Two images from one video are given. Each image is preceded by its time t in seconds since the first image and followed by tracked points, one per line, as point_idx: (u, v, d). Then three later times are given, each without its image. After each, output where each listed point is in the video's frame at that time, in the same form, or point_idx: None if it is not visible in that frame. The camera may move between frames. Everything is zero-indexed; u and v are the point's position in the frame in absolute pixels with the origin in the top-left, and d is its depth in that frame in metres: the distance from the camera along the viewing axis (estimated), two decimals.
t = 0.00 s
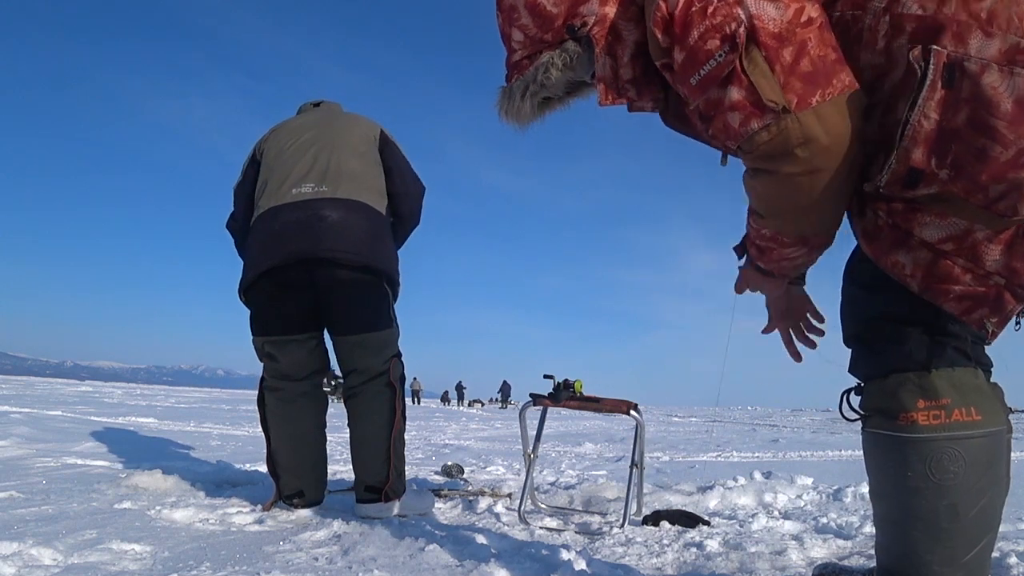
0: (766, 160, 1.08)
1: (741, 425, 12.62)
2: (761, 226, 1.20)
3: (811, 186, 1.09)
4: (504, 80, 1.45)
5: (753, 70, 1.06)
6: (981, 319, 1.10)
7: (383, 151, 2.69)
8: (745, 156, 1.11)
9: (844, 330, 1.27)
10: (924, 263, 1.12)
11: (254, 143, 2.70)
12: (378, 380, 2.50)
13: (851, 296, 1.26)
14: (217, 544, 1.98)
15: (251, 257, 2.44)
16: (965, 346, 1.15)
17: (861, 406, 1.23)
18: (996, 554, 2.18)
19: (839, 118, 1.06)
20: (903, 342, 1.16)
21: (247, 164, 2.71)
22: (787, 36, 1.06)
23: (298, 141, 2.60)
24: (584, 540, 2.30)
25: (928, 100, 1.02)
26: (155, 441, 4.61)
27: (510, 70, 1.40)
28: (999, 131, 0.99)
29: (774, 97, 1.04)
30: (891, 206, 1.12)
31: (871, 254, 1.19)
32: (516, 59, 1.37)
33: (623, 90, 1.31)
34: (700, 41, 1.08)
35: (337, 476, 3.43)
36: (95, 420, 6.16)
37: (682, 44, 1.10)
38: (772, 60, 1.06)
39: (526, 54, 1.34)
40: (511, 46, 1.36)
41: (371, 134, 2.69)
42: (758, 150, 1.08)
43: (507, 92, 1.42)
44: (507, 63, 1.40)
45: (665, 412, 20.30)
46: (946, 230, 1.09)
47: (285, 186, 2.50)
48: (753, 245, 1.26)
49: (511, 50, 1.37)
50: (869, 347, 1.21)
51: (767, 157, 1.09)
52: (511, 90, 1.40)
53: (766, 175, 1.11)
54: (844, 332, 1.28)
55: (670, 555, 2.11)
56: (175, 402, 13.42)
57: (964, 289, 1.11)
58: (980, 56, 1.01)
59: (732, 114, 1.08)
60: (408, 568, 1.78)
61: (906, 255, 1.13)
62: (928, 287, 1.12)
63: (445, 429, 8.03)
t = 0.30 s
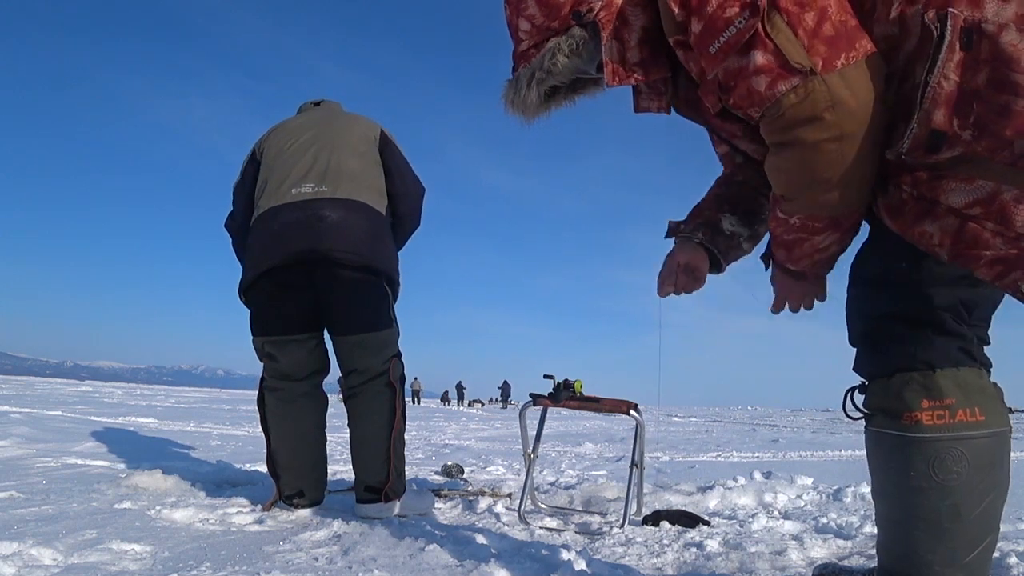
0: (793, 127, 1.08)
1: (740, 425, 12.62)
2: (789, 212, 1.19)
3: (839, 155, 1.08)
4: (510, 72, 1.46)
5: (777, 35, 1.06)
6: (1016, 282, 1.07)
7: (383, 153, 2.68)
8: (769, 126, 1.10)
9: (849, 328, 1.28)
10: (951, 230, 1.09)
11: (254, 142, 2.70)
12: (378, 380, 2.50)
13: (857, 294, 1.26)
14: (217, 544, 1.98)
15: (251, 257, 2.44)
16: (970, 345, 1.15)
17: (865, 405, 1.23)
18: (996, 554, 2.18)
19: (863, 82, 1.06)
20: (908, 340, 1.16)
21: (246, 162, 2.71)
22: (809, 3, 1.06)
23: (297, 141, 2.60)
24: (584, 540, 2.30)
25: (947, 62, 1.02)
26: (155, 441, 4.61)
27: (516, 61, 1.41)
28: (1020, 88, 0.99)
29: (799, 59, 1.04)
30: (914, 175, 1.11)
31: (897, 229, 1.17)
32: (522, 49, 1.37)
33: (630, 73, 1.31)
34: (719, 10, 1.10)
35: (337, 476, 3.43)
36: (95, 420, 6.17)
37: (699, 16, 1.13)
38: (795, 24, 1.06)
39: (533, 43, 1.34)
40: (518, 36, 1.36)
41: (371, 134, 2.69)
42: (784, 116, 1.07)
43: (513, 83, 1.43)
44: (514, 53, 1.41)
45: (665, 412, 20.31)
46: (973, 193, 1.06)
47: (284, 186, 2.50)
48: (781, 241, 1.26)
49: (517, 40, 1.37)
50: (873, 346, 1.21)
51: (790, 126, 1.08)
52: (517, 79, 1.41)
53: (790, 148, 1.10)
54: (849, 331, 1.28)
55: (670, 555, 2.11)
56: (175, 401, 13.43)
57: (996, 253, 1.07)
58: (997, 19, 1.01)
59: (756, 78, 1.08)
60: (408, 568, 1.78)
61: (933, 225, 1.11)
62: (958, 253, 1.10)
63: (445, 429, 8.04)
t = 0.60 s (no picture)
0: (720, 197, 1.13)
1: (740, 425, 12.63)
2: (692, 283, 1.21)
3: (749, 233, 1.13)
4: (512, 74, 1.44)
5: (726, 114, 1.09)
6: (950, 344, 1.10)
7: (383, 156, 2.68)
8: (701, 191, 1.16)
9: (842, 331, 1.28)
10: (898, 284, 1.14)
11: (256, 133, 2.69)
12: (377, 380, 2.50)
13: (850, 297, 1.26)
14: (217, 544, 1.98)
15: (251, 258, 2.44)
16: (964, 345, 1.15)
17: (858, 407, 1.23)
18: (996, 554, 2.18)
19: (788, 175, 1.12)
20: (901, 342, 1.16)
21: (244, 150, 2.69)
22: (768, 87, 1.08)
23: (296, 141, 2.59)
24: (584, 540, 2.30)
25: (904, 129, 1.07)
26: (155, 442, 4.61)
27: (517, 69, 1.39)
28: (971, 161, 1.04)
29: (738, 142, 1.08)
30: (867, 229, 1.16)
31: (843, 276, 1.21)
32: (522, 60, 1.37)
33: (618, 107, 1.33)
34: (687, 73, 1.11)
35: (337, 476, 3.43)
36: (95, 420, 6.17)
37: (670, 71, 1.14)
38: (748, 106, 1.09)
39: (532, 57, 1.35)
40: (517, 45, 1.37)
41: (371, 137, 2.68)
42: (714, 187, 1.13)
43: (513, 91, 1.41)
44: (514, 61, 1.39)
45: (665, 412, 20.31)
46: (921, 252, 1.11)
47: (286, 187, 2.50)
48: (677, 318, 1.25)
49: (516, 49, 1.38)
50: (867, 347, 1.21)
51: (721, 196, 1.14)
52: (518, 90, 1.39)
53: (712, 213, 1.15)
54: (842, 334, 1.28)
55: (670, 555, 2.11)
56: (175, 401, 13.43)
57: (935, 312, 1.11)
58: (960, 86, 1.04)
59: (697, 149, 1.12)
60: (408, 568, 1.78)
61: (881, 276, 1.15)
62: (900, 307, 1.13)
63: (445, 429, 8.03)
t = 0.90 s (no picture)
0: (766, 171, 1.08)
1: (741, 425, 12.65)
2: (751, 241, 1.19)
3: (804, 202, 1.08)
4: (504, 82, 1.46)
5: (753, 84, 1.06)
6: (974, 335, 1.10)
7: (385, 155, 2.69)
8: (744, 168, 1.10)
9: (845, 330, 1.27)
10: (918, 278, 1.11)
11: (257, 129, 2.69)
12: (378, 380, 2.50)
13: (853, 297, 1.26)
14: (217, 544, 1.99)
15: (251, 259, 2.44)
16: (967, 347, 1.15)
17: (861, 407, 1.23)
18: (995, 554, 2.18)
19: (839, 133, 1.06)
20: (905, 343, 1.16)
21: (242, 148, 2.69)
22: (788, 50, 1.06)
23: (295, 139, 2.60)
24: (584, 540, 2.31)
25: (921, 117, 1.03)
26: (155, 441, 4.61)
27: (510, 73, 1.41)
28: (993, 148, 1.01)
29: (773, 111, 1.04)
30: (884, 222, 1.12)
31: (864, 268, 1.17)
32: (515, 62, 1.38)
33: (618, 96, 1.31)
34: (699, 52, 1.09)
35: (337, 476, 3.43)
36: (95, 420, 6.18)
37: (679, 56, 1.11)
38: (772, 73, 1.06)
39: (525, 56, 1.35)
40: (510, 48, 1.37)
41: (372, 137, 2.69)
42: (757, 163, 1.08)
43: (507, 94, 1.42)
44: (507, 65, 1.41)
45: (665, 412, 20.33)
46: (940, 244, 1.09)
47: (289, 187, 2.50)
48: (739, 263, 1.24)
49: (510, 52, 1.38)
50: (870, 347, 1.21)
51: (767, 170, 1.08)
52: (511, 91, 1.40)
53: (761, 187, 1.10)
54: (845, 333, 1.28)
55: (670, 555, 2.11)
56: (175, 401, 13.45)
57: (957, 304, 1.10)
58: (975, 72, 1.02)
59: (731, 127, 1.08)
60: (408, 568, 1.78)
61: (900, 269, 1.12)
62: (922, 301, 1.11)
63: (445, 429, 8.05)
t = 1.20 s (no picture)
0: (786, 138, 1.09)
1: (740, 425, 12.65)
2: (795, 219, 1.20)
3: (834, 162, 1.09)
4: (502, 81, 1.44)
5: (765, 45, 1.07)
6: (1016, 286, 1.08)
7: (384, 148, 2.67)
8: (762, 137, 1.11)
9: (847, 328, 1.27)
10: (951, 233, 1.10)
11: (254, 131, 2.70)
12: (378, 380, 2.50)
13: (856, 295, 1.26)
14: (217, 544, 1.99)
15: (251, 262, 2.44)
16: (969, 345, 1.14)
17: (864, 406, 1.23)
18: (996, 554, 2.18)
19: (853, 87, 1.07)
20: (908, 341, 1.15)
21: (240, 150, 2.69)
22: (797, 10, 1.07)
23: (295, 139, 2.60)
24: (584, 540, 2.31)
25: (945, 64, 1.05)
26: (155, 442, 4.62)
27: (508, 67, 1.40)
28: (1021, 90, 1.00)
29: (788, 69, 1.06)
30: (912, 177, 1.12)
31: (895, 228, 1.16)
32: (513, 55, 1.36)
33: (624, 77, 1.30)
34: (710, 18, 1.11)
35: (337, 476, 3.43)
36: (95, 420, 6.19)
37: (690, 24, 1.13)
38: (783, 33, 1.07)
39: (524, 48, 1.34)
40: (509, 41, 1.36)
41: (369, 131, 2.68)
42: (777, 127, 1.09)
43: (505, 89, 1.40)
44: (505, 60, 1.40)
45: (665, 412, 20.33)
46: (972, 196, 1.08)
47: (285, 190, 2.50)
48: (795, 241, 1.27)
49: (508, 46, 1.37)
50: (874, 345, 1.21)
51: (785, 138, 1.09)
52: (509, 84, 1.38)
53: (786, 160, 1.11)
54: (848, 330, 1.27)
55: (670, 555, 2.11)
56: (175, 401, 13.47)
57: (994, 256, 1.08)
58: (995, 21, 1.04)
59: (746, 89, 1.09)
60: (408, 568, 1.78)
61: (932, 227, 1.11)
62: (958, 257, 1.10)
63: (445, 429, 8.05)
